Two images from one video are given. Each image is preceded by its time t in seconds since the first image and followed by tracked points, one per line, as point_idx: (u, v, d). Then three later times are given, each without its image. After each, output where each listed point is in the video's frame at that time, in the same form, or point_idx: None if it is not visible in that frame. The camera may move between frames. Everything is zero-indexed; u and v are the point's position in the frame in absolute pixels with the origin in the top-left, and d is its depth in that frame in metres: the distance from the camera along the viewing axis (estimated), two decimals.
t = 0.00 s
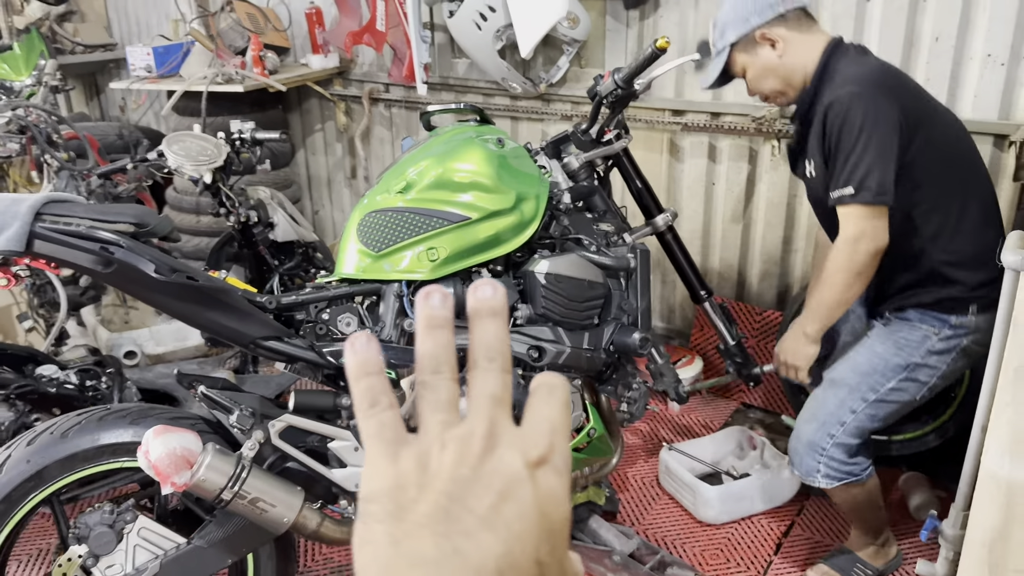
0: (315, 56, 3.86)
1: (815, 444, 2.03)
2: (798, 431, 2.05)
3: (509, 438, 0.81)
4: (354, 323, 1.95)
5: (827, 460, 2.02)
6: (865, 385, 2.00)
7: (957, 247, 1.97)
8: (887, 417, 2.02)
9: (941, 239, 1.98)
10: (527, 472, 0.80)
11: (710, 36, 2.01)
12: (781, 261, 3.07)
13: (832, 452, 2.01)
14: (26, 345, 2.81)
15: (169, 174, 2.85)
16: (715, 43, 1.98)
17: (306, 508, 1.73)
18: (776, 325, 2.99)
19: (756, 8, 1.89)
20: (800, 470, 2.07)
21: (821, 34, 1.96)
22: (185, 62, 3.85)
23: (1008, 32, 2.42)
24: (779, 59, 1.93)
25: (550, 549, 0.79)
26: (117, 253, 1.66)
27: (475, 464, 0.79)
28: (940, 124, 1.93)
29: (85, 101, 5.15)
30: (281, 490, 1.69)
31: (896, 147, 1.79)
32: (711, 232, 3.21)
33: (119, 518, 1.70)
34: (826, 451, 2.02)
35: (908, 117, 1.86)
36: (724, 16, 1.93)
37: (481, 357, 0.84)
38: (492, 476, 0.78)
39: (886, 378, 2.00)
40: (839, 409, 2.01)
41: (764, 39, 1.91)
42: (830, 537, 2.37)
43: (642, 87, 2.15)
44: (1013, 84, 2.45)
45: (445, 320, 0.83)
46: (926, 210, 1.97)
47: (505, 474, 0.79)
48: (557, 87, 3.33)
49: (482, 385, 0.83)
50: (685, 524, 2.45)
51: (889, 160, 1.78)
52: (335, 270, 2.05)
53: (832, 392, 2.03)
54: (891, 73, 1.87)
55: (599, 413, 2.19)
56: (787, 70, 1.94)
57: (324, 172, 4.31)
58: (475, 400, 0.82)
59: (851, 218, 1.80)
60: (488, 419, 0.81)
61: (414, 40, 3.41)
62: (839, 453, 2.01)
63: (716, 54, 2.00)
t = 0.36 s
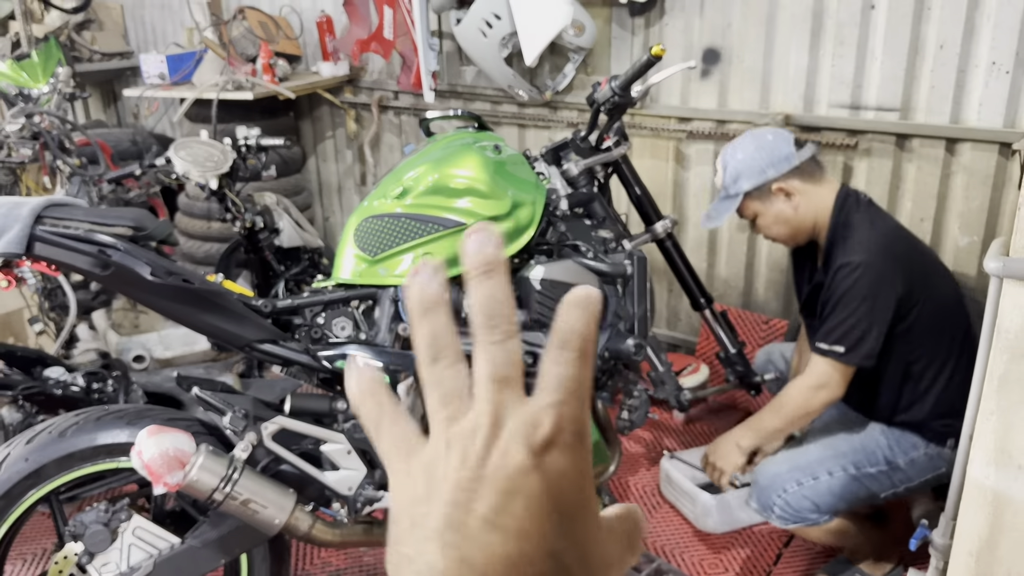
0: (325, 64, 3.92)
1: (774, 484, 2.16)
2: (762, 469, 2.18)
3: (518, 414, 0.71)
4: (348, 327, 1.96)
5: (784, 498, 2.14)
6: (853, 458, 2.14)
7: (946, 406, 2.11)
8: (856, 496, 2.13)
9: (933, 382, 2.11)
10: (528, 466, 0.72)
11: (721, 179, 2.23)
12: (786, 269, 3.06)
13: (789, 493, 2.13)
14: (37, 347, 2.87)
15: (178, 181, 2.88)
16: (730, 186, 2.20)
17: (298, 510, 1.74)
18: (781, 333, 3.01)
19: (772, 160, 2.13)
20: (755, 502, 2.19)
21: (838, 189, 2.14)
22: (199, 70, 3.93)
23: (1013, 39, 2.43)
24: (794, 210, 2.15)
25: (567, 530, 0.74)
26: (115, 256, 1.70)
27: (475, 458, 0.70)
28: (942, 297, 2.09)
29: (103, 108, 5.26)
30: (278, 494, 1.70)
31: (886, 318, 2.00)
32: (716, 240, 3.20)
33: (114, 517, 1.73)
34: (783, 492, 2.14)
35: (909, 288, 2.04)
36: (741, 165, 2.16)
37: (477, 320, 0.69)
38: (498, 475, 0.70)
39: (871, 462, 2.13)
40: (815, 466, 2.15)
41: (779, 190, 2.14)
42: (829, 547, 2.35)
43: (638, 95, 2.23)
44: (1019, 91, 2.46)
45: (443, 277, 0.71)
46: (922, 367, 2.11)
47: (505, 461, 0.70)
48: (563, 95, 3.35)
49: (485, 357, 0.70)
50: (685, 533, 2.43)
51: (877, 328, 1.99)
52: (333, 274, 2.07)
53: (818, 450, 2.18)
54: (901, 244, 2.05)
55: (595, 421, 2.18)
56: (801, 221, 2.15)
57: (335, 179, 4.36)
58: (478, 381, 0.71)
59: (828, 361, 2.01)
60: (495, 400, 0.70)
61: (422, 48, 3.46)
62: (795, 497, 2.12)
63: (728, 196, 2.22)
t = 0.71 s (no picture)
0: (335, 70, 3.93)
1: (790, 488, 2.13)
2: (783, 471, 2.15)
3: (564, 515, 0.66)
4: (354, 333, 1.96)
5: (797, 502, 2.10)
6: (875, 492, 2.08)
7: (955, 485, 2.04)
8: (865, 528, 2.07)
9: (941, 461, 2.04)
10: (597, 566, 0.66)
11: (732, 267, 2.13)
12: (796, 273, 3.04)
13: (800, 502, 2.10)
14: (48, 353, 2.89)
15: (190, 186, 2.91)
16: (740, 278, 2.09)
17: (305, 517, 1.74)
18: (791, 338, 2.97)
19: (782, 253, 2.02)
20: (766, 501, 2.17)
21: (852, 270, 2.06)
22: (209, 76, 3.96)
23: None
24: (806, 298, 2.05)
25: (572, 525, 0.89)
26: (121, 263, 1.71)
27: None
28: (958, 380, 2.01)
29: (114, 114, 5.30)
30: (287, 500, 1.71)
31: (894, 399, 1.93)
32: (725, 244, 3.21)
33: (121, 525, 1.74)
34: (795, 499, 2.11)
35: (923, 370, 1.96)
36: (753, 257, 2.05)
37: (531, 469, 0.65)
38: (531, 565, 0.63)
39: (889, 504, 2.07)
40: (835, 484, 2.10)
41: (791, 281, 2.03)
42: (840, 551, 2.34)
43: (645, 99, 2.22)
44: None
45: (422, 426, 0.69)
46: (931, 448, 2.04)
47: (551, 571, 0.63)
48: (571, 99, 3.35)
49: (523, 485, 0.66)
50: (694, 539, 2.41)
51: (881, 407, 1.93)
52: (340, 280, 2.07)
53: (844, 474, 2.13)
54: (918, 326, 1.98)
55: (601, 426, 2.17)
56: (812, 309, 2.06)
57: (345, 185, 4.37)
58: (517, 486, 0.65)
59: (827, 429, 1.96)
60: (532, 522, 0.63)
61: (430, 53, 3.47)
62: (805, 506, 2.10)
63: (740, 288, 2.11)
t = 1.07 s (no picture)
0: (337, 72, 3.93)
1: (797, 493, 2.11)
2: (791, 475, 2.14)
3: None
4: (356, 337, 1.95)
5: (805, 506, 2.08)
6: (884, 500, 2.07)
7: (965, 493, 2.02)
8: (871, 535, 2.06)
9: (951, 471, 2.01)
10: None
11: (732, 290, 2.10)
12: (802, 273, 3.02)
13: (808, 507, 2.08)
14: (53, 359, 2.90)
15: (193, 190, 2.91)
16: (742, 302, 2.07)
17: (306, 524, 1.74)
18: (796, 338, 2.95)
19: (783, 277, 2.00)
20: (773, 504, 2.15)
21: (855, 284, 2.06)
22: (212, 79, 3.97)
23: None
24: (808, 320, 2.03)
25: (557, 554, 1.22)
26: (120, 270, 1.71)
27: None
28: (969, 386, 1.97)
29: (119, 117, 5.32)
30: (290, 508, 1.71)
31: (901, 405, 1.90)
32: (730, 244, 3.20)
33: (121, 533, 1.71)
34: (802, 504, 2.09)
35: (931, 375, 1.93)
36: (753, 281, 2.02)
37: None
38: None
39: (898, 511, 2.06)
40: (843, 491, 2.08)
41: (793, 303, 2.01)
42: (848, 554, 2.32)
43: (647, 99, 2.20)
44: None
45: None
46: (942, 456, 2.01)
47: None
48: (574, 99, 3.34)
49: None
50: (700, 542, 2.40)
51: (889, 411, 1.89)
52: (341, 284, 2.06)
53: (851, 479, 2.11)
54: (926, 330, 1.95)
55: (606, 428, 2.16)
56: (816, 327, 2.05)
57: (348, 186, 4.37)
58: None
59: (836, 438, 1.93)
60: None
61: (432, 54, 3.46)
62: (812, 512, 2.08)
63: (741, 312, 2.09)
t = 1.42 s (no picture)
0: (346, 71, 3.90)
1: (821, 493, 2.09)
2: (815, 475, 2.11)
3: None
4: (368, 338, 1.94)
5: (829, 506, 2.06)
6: (909, 502, 2.04)
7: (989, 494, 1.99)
8: (894, 537, 2.04)
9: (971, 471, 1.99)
10: None
11: (745, 293, 2.09)
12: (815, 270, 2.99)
13: (832, 507, 2.05)
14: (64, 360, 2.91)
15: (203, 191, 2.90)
16: (754, 305, 2.06)
17: (320, 526, 1.73)
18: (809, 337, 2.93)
19: (796, 279, 1.99)
20: (795, 504, 2.13)
21: (870, 283, 2.05)
22: (220, 79, 3.97)
23: None
24: (822, 321, 2.01)
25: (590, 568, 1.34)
26: (131, 272, 1.70)
27: None
28: (989, 383, 1.96)
29: (127, 118, 5.34)
30: (305, 510, 1.71)
31: (926, 400, 1.87)
32: (742, 242, 3.18)
33: (135, 535, 1.72)
34: (826, 504, 2.07)
35: (953, 371, 1.91)
36: (766, 284, 2.01)
37: None
38: None
39: (922, 514, 2.03)
40: (869, 492, 2.06)
41: (806, 306, 1.99)
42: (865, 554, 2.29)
43: (660, 96, 2.18)
44: None
45: None
46: (965, 455, 1.99)
47: None
48: (584, 97, 3.32)
49: None
50: (714, 542, 2.38)
51: (915, 407, 1.86)
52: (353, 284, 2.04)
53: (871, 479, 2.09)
54: (945, 326, 1.94)
55: (619, 428, 2.14)
56: (830, 330, 2.03)
57: (357, 185, 4.37)
58: None
59: (863, 435, 1.89)
60: None
61: (441, 53, 3.44)
62: (836, 513, 2.05)
63: (755, 315, 2.08)
